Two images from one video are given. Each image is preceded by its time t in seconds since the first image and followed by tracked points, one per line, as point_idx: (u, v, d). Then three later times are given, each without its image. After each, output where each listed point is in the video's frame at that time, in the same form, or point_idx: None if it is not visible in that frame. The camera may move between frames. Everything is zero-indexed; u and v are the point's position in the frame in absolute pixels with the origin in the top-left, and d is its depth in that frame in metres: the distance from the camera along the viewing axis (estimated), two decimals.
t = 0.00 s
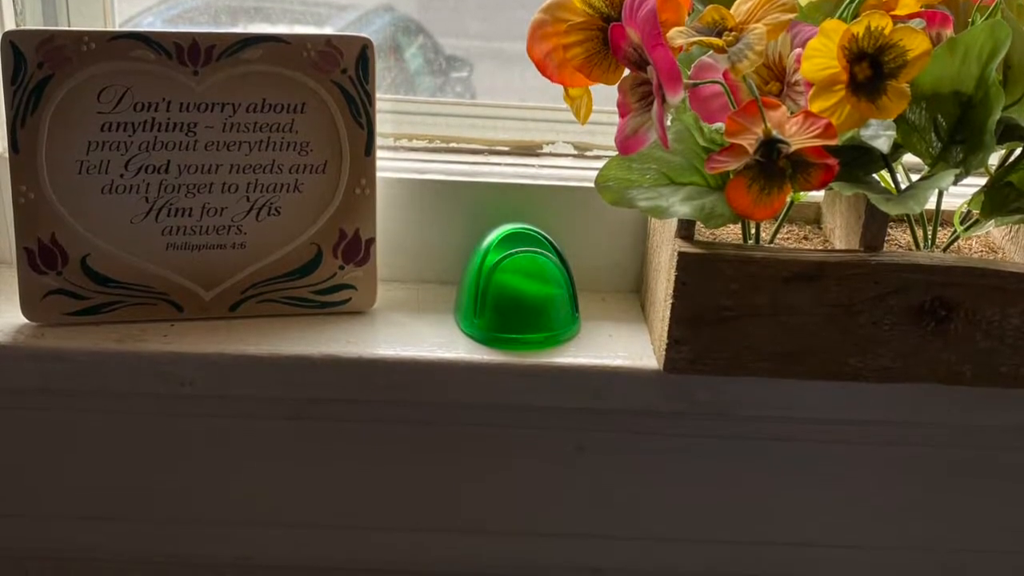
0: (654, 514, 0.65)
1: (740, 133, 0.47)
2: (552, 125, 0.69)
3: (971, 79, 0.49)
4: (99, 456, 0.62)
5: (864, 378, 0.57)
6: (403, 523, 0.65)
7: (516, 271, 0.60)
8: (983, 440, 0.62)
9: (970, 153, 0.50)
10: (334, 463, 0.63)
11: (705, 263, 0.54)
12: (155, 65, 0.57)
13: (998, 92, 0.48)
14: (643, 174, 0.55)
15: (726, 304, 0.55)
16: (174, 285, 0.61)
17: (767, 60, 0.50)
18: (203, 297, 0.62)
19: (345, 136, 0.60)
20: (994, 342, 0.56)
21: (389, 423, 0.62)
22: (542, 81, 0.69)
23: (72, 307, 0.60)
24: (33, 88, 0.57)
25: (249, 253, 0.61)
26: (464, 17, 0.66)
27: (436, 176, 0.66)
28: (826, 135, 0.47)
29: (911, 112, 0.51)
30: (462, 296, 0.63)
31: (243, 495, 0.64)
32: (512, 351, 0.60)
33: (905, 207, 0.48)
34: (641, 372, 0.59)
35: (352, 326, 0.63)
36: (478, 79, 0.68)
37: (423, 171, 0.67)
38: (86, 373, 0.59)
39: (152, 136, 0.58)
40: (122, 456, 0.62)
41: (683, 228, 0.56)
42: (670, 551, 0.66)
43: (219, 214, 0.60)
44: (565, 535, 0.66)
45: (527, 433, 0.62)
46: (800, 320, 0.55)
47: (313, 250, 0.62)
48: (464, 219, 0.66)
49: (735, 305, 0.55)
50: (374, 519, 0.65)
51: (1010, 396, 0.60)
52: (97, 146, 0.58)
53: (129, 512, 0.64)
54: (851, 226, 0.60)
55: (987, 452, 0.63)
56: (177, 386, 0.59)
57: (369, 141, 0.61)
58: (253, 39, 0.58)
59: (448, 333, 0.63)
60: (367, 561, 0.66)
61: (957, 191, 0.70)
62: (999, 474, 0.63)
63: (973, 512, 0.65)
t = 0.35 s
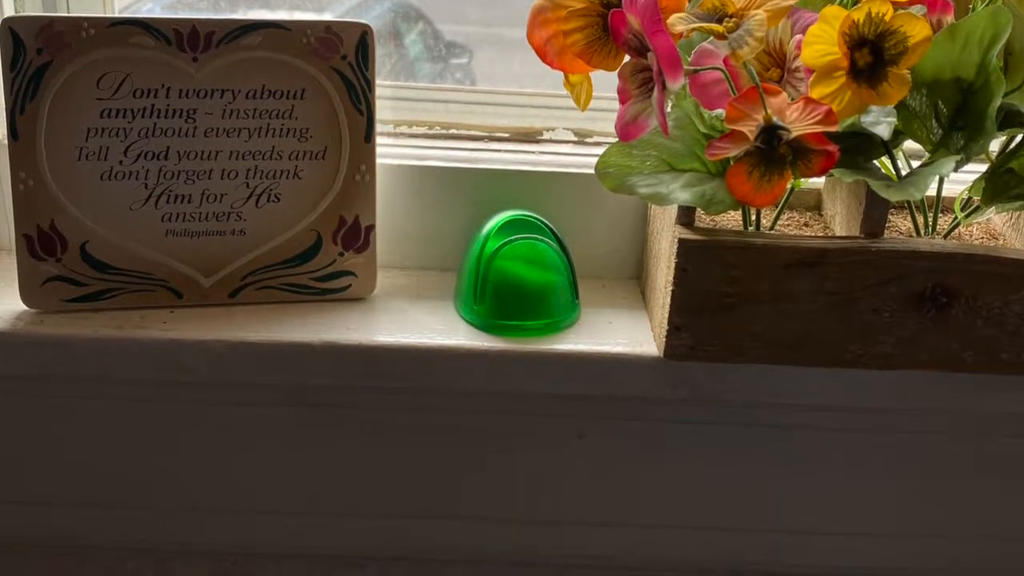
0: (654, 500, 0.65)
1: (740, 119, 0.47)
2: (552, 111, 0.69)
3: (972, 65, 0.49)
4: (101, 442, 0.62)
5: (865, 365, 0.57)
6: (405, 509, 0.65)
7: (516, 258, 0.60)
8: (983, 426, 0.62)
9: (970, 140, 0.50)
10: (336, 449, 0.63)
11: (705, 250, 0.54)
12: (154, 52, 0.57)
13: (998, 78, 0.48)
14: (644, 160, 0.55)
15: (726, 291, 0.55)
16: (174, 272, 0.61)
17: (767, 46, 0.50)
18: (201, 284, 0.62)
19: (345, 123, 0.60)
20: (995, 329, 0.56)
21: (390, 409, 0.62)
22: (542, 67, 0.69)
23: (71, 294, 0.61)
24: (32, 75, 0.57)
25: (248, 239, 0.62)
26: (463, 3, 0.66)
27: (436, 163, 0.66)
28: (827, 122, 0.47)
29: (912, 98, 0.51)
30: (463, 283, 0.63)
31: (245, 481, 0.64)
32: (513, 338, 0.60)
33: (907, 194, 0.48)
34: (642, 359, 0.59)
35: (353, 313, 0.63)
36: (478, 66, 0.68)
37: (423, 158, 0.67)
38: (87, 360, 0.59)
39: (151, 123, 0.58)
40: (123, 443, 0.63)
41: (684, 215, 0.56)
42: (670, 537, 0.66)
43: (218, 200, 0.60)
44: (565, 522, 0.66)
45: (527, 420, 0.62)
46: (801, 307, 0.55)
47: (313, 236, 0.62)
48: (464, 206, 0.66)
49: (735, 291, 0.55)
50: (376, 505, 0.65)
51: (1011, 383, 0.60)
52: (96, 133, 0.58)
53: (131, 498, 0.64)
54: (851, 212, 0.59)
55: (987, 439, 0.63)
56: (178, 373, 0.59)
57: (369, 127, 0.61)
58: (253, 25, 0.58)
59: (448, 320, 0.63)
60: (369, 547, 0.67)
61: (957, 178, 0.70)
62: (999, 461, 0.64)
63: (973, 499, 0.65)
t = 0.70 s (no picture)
0: (654, 486, 0.65)
1: (740, 106, 0.47)
2: (552, 98, 0.69)
3: (972, 52, 0.49)
4: (102, 428, 0.63)
5: (866, 352, 0.57)
6: (406, 495, 0.66)
7: (517, 245, 0.60)
8: (983, 413, 0.63)
9: (971, 126, 0.50)
10: (337, 436, 0.63)
11: (706, 237, 0.54)
12: (154, 38, 0.57)
13: (999, 64, 0.48)
14: (644, 146, 0.55)
15: (726, 278, 0.55)
16: (173, 258, 0.61)
17: (767, 32, 0.50)
18: (200, 270, 0.62)
19: (345, 109, 0.60)
20: (996, 316, 0.56)
21: (391, 396, 0.62)
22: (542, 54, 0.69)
23: (71, 280, 0.61)
24: (31, 61, 0.57)
25: (248, 226, 0.62)
26: None
27: (436, 149, 0.66)
28: (828, 108, 0.47)
29: (913, 85, 0.51)
30: (463, 270, 0.63)
31: (246, 467, 0.64)
32: (513, 325, 0.60)
33: (907, 180, 0.48)
34: (642, 346, 0.59)
35: (354, 300, 0.63)
36: (478, 52, 0.68)
37: (424, 144, 0.67)
38: (88, 347, 0.59)
39: (150, 109, 0.58)
40: (125, 429, 0.63)
41: (685, 201, 0.56)
42: (670, 522, 0.67)
43: (217, 187, 0.60)
44: (566, 508, 0.66)
45: (527, 406, 0.62)
46: (802, 293, 0.55)
47: (313, 223, 0.62)
48: (464, 193, 0.67)
49: (736, 278, 0.55)
50: (377, 491, 0.65)
51: (1011, 370, 0.60)
52: (95, 119, 0.58)
53: (132, 484, 0.65)
54: (852, 199, 0.59)
55: (987, 426, 0.63)
56: (179, 359, 0.60)
57: (369, 114, 0.61)
58: (252, 11, 0.57)
59: (448, 307, 0.63)
60: (370, 533, 0.67)
61: (958, 164, 0.70)
62: (999, 448, 0.64)
63: (972, 485, 0.65)
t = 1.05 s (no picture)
0: (654, 473, 0.65)
1: (740, 92, 0.47)
2: (552, 84, 0.69)
3: (973, 38, 0.49)
4: (103, 414, 0.63)
5: (866, 338, 0.57)
6: (407, 481, 0.66)
7: (516, 232, 0.60)
8: (983, 401, 0.63)
9: (972, 113, 0.50)
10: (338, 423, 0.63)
11: (706, 224, 0.54)
12: (153, 24, 0.57)
13: (1000, 50, 0.48)
14: (645, 133, 0.55)
15: (727, 265, 0.55)
16: (173, 245, 0.61)
17: (768, 19, 0.50)
18: (200, 257, 0.62)
19: (345, 96, 0.60)
20: (997, 303, 0.56)
21: (392, 382, 0.62)
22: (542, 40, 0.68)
23: (71, 267, 0.61)
24: (29, 47, 0.57)
25: (247, 212, 0.62)
26: None
27: (436, 136, 0.66)
28: (828, 95, 0.47)
29: (913, 71, 0.51)
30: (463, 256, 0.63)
31: (247, 453, 0.65)
32: (512, 312, 0.60)
33: (908, 167, 0.48)
34: (641, 333, 0.59)
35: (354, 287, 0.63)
36: (478, 38, 0.68)
37: (424, 131, 0.67)
38: (89, 333, 0.59)
39: (149, 96, 0.58)
40: (126, 416, 0.63)
41: (686, 187, 0.56)
42: (669, 509, 0.67)
43: (217, 173, 0.60)
44: (566, 495, 0.66)
45: (528, 393, 0.62)
46: (802, 280, 0.55)
47: (313, 209, 0.62)
48: (464, 180, 0.67)
49: (736, 265, 0.55)
50: (378, 478, 0.66)
51: (1010, 357, 0.60)
52: (95, 106, 0.58)
53: (134, 470, 0.65)
54: (853, 185, 0.59)
55: (986, 413, 0.63)
56: (181, 346, 0.60)
57: (369, 100, 0.61)
58: None
59: (448, 294, 0.63)
60: (372, 519, 0.67)
61: (959, 151, 0.70)
62: (999, 434, 0.64)
63: (971, 472, 0.65)
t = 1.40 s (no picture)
0: (653, 459, 0.66)
1: (740, 79, 0.47)
2: (552, 70, 0.69)
3: (973, 24, 0.49)
4: (104, 401, 0.63)
5: (867, 325, 0.57)
6: (408, 468, 0.66)
7: (516, 218, 0.60)
8: (983, 388, 0.63)
9: (973, 99, 0.49)
10: (340, 409, 0.64)
11: (706, 210, 0.54)
12: (152, 11, 0.57)
13: (1001, 37, 0.48)
14: (645, 120, 0.55)
15: (727, 252, 0.55)
16: (172, 231, 0.61)
17: (769, 5, 0.50)
18: (200, 244, 0.62)
19: (345, 82, 0.60)
20: (997, 290, 0.56)
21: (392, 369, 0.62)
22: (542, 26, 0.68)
23: (71, 254, 0.61)
24: (28, 34, 0.57)
25: (247, 199, 0.62)
26: None
27: (436, 122, 0.66)
28: (829, 81, 0.47)
29: (914, 57, 0.51)
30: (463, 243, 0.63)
31: (248, 439, 0.65)
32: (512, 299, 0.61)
33: (908, 153, 0.48)
34: (641, 319, 0.59)
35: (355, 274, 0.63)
36: (478, 24, 0.67)
37: (424, 117, 0.66)
38: (89, 320, 0.59)
39: (149, 82, 0.58)
40: (127, 402, 0.63)
41: (687, 173, 0.56)
42: (669, 495, 0.67)
43: (216, 159, 0.60)
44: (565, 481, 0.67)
45: (527, 379, 0.63)
46: (802, 266, 0.56)
47: (312, 196, 0.62)
48: (464, 167, 0.67)
49: (736, 252, 0.55)
50: (379, 464, 0.66)
51: (1011, 344, 0.60)
52: (94, 92, 0.58)
53: (135, 456, 0.65)
54: (853, 172, 0.59)
55: (986, 399, 0.64)
56: (181, 332, 0.60)
57: (369, 86, 0.61)
58: None
59: (448, 280, 0.63)
60: (373, 505, 0.68)
61: (960, 137, 0.70)
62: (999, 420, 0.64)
63: (970, 458, 0.66)
